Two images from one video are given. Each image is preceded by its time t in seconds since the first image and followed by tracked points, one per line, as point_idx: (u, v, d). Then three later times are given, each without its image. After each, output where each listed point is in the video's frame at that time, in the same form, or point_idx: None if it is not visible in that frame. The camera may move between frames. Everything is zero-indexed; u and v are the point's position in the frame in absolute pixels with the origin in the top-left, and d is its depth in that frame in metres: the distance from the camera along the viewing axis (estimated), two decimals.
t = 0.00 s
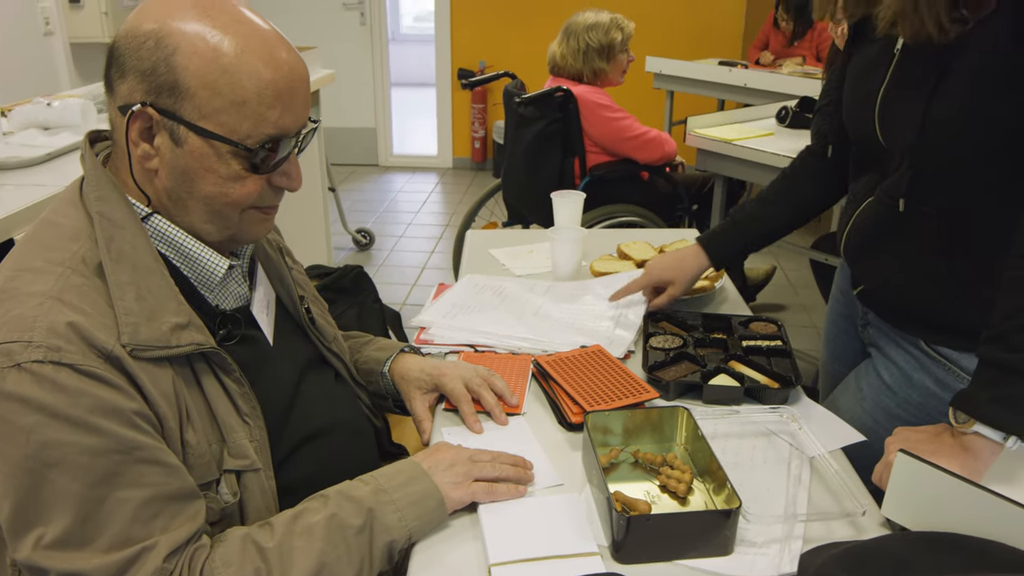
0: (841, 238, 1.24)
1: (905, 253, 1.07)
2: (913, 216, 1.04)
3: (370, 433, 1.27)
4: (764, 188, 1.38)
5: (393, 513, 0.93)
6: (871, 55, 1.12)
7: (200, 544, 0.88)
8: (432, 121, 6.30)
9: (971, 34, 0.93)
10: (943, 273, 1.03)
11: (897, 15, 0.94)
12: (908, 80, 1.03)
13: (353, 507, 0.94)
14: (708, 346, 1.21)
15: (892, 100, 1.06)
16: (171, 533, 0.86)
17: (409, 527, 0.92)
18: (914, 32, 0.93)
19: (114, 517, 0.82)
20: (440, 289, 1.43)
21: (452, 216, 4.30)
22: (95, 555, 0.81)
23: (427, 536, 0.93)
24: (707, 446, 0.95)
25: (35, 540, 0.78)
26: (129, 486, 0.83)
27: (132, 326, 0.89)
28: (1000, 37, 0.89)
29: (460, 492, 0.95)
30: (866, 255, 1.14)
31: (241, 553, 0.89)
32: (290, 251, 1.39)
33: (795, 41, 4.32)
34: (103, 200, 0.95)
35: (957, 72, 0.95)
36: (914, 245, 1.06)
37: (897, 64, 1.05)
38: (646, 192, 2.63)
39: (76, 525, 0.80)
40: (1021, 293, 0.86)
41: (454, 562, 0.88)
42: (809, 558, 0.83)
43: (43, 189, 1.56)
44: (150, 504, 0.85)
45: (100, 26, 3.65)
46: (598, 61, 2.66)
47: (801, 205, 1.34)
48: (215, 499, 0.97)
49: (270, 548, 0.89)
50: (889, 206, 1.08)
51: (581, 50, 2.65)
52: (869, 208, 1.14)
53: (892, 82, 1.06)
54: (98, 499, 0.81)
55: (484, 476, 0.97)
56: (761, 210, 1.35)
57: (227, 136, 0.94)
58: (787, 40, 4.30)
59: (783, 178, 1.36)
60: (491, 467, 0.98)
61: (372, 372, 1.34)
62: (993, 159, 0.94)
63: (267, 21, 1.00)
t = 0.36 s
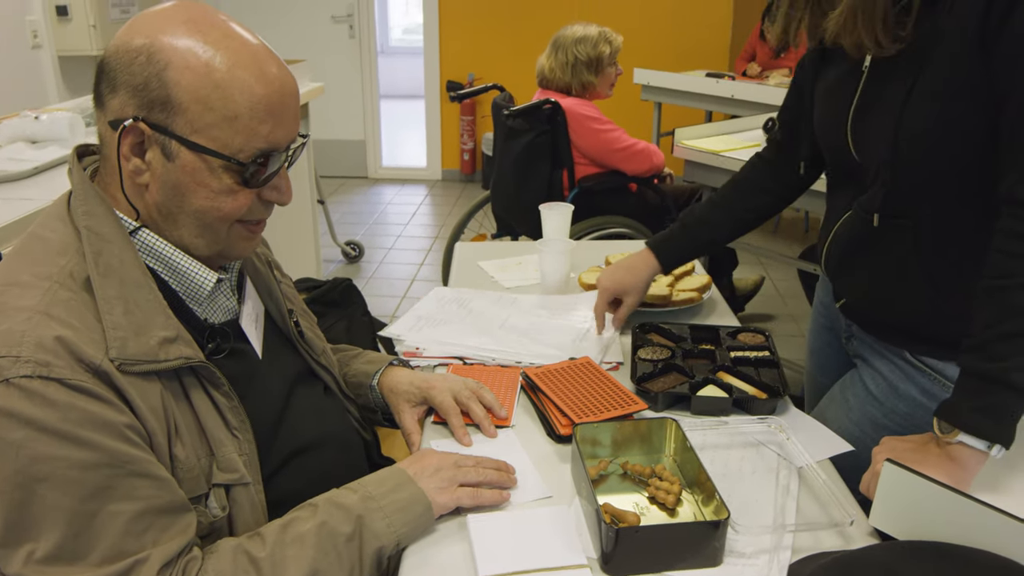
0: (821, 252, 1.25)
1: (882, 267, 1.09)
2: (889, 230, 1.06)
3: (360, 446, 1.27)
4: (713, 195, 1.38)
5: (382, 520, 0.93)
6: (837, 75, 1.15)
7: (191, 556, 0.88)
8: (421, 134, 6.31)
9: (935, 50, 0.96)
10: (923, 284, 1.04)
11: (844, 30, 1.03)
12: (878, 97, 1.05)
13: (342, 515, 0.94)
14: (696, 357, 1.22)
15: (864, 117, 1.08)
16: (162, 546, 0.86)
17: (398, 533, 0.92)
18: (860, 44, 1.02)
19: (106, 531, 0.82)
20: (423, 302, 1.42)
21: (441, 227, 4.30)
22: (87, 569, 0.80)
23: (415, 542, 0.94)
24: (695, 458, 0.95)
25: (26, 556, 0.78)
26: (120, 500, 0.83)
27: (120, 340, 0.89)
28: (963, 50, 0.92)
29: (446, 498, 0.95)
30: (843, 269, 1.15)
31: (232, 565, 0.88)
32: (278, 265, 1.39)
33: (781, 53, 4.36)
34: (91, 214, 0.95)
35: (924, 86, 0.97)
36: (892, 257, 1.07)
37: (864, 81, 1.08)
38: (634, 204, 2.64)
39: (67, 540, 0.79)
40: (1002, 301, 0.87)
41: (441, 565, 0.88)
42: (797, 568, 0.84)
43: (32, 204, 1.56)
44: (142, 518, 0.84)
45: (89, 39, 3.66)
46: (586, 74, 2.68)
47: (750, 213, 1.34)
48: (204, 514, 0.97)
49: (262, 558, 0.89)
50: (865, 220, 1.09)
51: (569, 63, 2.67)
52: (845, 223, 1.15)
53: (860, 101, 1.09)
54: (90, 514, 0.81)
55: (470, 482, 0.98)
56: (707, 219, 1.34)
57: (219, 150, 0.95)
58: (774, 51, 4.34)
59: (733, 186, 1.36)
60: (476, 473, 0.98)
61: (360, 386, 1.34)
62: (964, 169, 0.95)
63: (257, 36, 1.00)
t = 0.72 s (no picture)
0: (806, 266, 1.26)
1: (866, 280, 1.10)
2: (872, 244, 1.07)
3: (350, 459, 1.27)
4: (671, 205, 1.38)
5: (373, 531, 0.93)
6: (813, 92, 1.17)
7: (183, 569, 0.87)
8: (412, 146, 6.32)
9: (913, 67, 0.97)
10: (910, 297, 1.05)
11: (810, 40, 1.01)
12: (858, 113, 1.07)
13: (333, 526, 0.93)
14: (686, 369, 1.22)
15: (845, 134, 1.09)
16: (154, 559, 0.85)
17: (389, 544, 0.92)
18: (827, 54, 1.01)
19: (96, 544, 0.82)
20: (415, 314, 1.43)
21: (432, 240, 4.31)
22: None
23: (406, 552, 0.94)
24: (685, 470, 0.96)
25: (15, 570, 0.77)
26: (112, 513, 0.83)
27: (110, 353, 0.89)
28: (942, 67, 0.94)
29: (436, 508, 0.95)
30: (830, 283, 1.16)
31: None
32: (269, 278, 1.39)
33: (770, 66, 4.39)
34: (81, 228, 0.95)
35: (903, 101, 0.98)
36: (879, 271, 1.07)
37: (842, 99, 1.10)
38: (625, 216, 2.65)
39: (57, 555, 0.79)
40: (985, 311, 0.87)
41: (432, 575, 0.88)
42: None
43: (21, 218, 1.55)
44: (133, 531, 0.84)
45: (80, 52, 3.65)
46: (576, 88, 2.69)
47: (706, 223, 1.35)
48: (195, 527, 0.96)
49: (254, 570, 0.89)
50: (848, 236, 1.10)
51: (558, 76, 2.68)
52: (829, 238, 1.16)
53: (840, 117, 1.10)
54: (81, 527, 0.81)
55: (459, 492, 0.98)
56: (668, 229, 1.34)
57: (211, 164, 0.95)
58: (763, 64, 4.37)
59: (688, 195, 1.36)
60: (465, 483, 0.99)
61: (351, 399, 1.34)
62: (945, 181, 0.97)
63: (247, 50, 1.01)
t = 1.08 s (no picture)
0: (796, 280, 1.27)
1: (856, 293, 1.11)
2: (862, 257, 1.08)
3: (342, 474, 1.26)
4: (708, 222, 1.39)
5: (365, 545, 0.92)
6: (808, 107, 1.19)
7: None
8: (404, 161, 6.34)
9: (903, 82, 0.98)
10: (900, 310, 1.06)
11: (801, 59, 1.01)
12: (851, 127, 1.08)
13: (325, 541, 0.93)
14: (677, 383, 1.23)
15: (838, 147, 1.10)
16: None
17: (381, 558, 0.92)
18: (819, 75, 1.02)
19: (88, 561, 0.81)
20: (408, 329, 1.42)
21: (424, 254, 4.31)
22: None
23: (397, 567, 0.93)
24: (677, 484, 0.96)
25: None
26: (104, 529, 0.83)
27: (102, 369, 0.89)
28: (931, 82, 0.95)
29: (428, 522, 0.95)
30: (820, 296, 1.17)
31: None
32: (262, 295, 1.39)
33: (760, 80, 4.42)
34: (73, 243, 0.94)
35: (896, 115, 0.99)
36: (869, 285, 1.08)
37: (835, 113, 1.12)
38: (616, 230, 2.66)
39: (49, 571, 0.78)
40: (974, 324, 0.88)
41: None
42: None
43: (12, 234, 1.55)
44: (126, 546, 0.84)
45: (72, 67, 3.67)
46: (565, 103, 2.71)
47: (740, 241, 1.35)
48: (187, 543, 0.95)
49: None
50: (839, 248, 1.11)
51: (547, 91, 2.70)
52: (821, 251, 1.17)
53: (833, 131, 1.12)
54: (73, 544, 0.81)
55: (450, 505, 0.98)
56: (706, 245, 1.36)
57: (204, 180, 0.95)
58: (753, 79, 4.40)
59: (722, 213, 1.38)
60: (455, 496, 0.99)
61: (342, 415, 1.33)
62: (936, 196, 0.98)
63: (238, 67, 1.01)
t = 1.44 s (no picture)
0: (785, 293, 1.28)
1: (845, 306, 1.11)
2: (850, 270, 1.09)
3: (331, 489, 1.26)
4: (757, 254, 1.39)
5: (355, 561, 0.92)
6: (797, 120, 1.20)
7: None
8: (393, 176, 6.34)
9: (887, 98, 1.00)
10: (887, 323, 1.06)
11: (772, 76, 1.07)
12: (837, 141, 1.09)
13: (315, 557, 0.92)
14: (666, 398, 1.23)
15: (826, 161, 1.11)
16: None
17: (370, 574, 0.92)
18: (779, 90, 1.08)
19: None
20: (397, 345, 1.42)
21: (413, 268, 4.31)
22: None
23: None
24: (666, 498, 0.96)
25: None
26: (92, 547, 0.83)
27: (89, 387, 0.88)
28: (916, 99, 0.96)
29: (417, 536, 0.95)
30: (809, 308, 1.18)
31: None
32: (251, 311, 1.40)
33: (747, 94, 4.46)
34: (61, 261, 0.94)
35: (881, 130, 1.00)
36: (856, 297, 1.09)
37: (822, 127, 1.13)
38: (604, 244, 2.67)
39: None
40: (961, 339, 0.89)
41: None
42: None
43: None
44: (114, 565, 0.84)
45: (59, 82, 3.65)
46: (549, 117, 2.72)
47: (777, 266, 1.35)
48: (175, 561, 0.94)
49: None
50: (827, 260, 1.12)
51: (532, 107, 2.72)
52: (809, 264, 1.18)
53: (820, 144, 1.13)
54: (60, 562, 0.80)
55: (440, 520, 0.98)
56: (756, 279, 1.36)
57: (191, 194, 0.95)
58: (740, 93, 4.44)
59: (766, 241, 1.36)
60: (444, 511, 0.99)
61: (331, 431, 1.33)
62: (924, 211, 0.98)
63: (223, 82, 1.01)
